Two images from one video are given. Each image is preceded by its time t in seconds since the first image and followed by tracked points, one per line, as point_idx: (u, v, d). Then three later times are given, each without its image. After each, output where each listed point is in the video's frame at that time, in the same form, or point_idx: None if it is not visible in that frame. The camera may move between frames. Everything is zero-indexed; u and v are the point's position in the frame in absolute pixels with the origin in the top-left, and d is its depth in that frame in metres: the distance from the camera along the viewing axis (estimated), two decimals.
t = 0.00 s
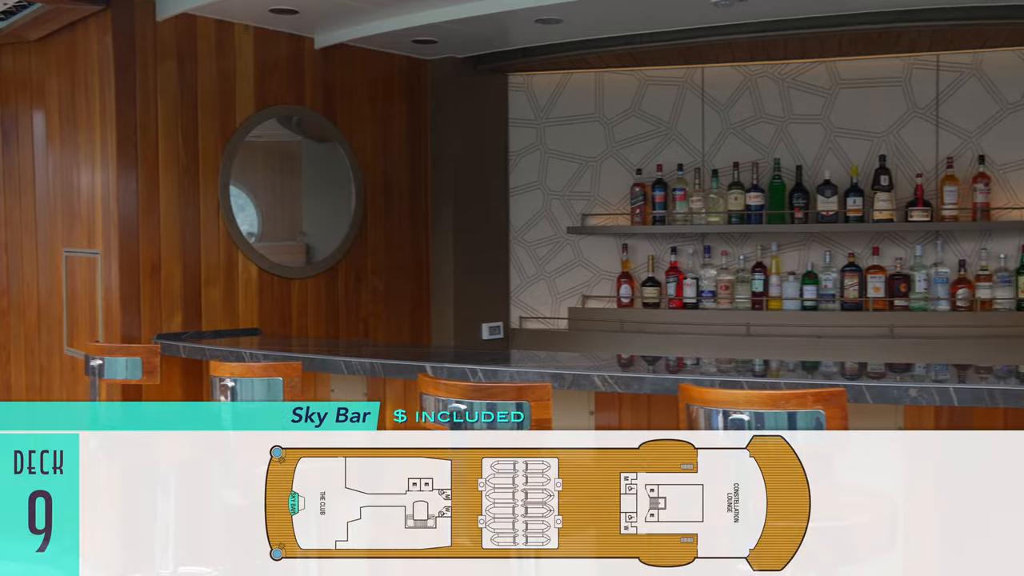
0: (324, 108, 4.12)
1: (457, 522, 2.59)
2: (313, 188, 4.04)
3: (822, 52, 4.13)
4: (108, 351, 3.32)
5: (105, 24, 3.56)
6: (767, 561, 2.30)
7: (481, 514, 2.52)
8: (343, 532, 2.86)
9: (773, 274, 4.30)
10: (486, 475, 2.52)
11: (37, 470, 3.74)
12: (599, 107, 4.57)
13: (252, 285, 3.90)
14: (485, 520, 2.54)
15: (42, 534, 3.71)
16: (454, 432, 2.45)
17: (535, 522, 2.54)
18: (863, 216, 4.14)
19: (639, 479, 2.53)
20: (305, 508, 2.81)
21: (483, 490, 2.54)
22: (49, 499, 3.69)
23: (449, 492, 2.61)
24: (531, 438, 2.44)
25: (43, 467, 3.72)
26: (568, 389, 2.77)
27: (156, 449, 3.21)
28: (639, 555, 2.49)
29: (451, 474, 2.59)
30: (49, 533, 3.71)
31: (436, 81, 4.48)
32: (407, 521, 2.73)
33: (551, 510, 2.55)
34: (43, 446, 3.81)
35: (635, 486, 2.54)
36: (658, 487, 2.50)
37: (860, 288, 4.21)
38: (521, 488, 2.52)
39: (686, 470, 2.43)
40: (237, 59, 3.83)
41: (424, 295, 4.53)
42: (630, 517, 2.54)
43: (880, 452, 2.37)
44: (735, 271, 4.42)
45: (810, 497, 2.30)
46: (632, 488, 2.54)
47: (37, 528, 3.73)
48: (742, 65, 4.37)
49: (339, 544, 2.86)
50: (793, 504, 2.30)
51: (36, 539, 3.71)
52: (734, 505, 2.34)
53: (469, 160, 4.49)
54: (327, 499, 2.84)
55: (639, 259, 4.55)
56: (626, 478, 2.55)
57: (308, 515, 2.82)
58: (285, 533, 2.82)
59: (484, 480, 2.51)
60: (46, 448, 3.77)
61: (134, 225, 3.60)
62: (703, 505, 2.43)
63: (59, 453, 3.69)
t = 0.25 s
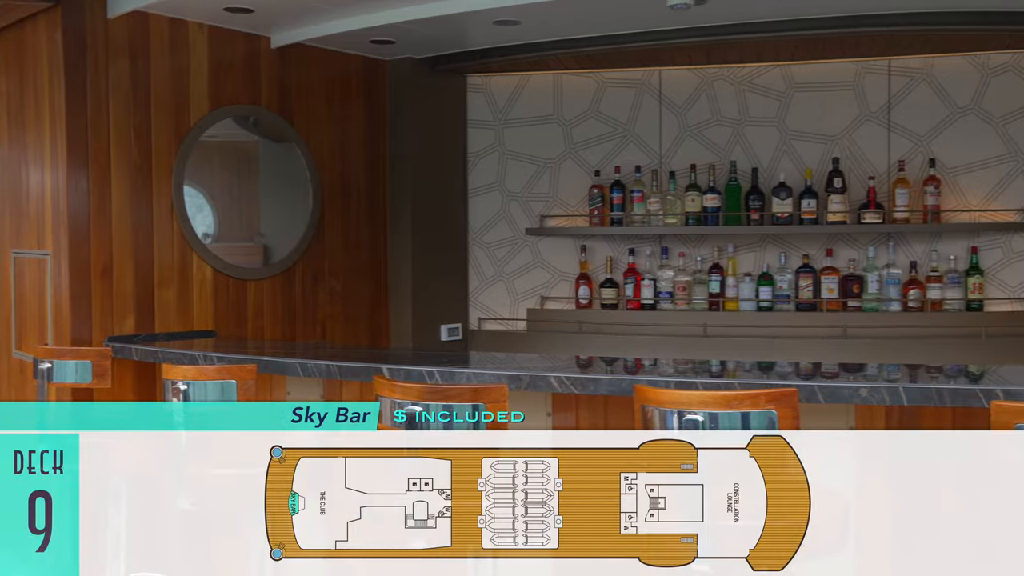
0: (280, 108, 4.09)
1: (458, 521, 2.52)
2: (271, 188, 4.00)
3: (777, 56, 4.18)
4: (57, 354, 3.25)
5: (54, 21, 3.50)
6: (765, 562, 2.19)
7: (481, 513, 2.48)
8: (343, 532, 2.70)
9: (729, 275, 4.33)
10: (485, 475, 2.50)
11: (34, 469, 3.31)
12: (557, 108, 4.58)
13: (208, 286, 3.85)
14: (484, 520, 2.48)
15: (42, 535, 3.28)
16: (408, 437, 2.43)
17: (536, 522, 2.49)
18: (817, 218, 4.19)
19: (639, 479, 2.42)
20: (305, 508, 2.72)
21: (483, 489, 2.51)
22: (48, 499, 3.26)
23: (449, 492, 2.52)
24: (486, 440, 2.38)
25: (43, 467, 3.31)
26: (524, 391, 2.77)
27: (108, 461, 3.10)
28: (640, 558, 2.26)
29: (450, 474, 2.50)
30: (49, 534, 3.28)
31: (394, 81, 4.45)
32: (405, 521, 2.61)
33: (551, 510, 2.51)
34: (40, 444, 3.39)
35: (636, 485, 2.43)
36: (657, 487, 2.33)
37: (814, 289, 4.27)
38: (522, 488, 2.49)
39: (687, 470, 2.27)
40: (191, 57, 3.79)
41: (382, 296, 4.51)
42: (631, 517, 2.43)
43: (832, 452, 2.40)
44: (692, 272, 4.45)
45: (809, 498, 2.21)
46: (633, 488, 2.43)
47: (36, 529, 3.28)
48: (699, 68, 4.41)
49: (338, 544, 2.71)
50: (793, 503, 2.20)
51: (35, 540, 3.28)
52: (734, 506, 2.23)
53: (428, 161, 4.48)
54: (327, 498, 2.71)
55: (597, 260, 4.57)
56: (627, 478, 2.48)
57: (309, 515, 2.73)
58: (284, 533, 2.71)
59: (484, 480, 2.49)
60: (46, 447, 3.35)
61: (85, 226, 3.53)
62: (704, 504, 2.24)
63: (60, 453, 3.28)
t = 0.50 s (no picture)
0: (236, 108, 4.04)
1: (459, 522, 2.46)
2: (228, 188, 3.95)
3: (734, 60, 4.22)
4: (6, 356, 3.26)
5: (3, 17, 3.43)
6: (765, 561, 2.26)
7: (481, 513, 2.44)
8: (343, 532, 2.50)
9: (688, 276, 4.36)
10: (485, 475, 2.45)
11: (34, 470, 3.16)
12: (517, 110, 4.59)
13: (162, 287, 3.79)
14: (484, 520, 2.44)
15: (42, 535, 3.12)
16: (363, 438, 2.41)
17: (536, 522, 2.44)
18: (774, 220, 4.24)
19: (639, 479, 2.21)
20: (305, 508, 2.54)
21: (483, 489, 2.45)
22: (48, 499, 3.13)
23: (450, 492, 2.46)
24: (443, 438, 2.41)
25: (42, 467, 3.15)
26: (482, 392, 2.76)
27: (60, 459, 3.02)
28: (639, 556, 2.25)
29: (450, 474, 2.45)
30: (50, 534, 3.12)
31: (353, 82, 4.43)
32: (406, 521, 2.47)
33: (551, 510, 2.44)
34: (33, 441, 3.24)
35: (635, 486, 2.22)
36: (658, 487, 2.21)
37: (771, 291, 4.31)
38: (521, 489, 2.43)
39: (686, 470, 2.18)
40: (146, 56, 3.73)
41: (340, 298, 4.48)
42: (630, 518, 2.24)
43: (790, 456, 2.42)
44: (651, 274, 4.47)
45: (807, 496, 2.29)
46: (632, 488, 2.23)
47: (36, 529, 3.12)
48: (657, 71, 4.43)
49: (338, 545, 2.51)
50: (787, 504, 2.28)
51: (36, 540, 3.12)
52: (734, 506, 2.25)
53: (387, 162, 4.46)
54: (327, 498, 2.50)
55: (557, 262, 4.58)
56: (626, 477, 2.25)
57: (309, 514, 2.54)
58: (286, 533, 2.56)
59: (484, 480, 2.44)
60: (41, 446, 3.19)
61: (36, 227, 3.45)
62: (704, 504, 2.23)
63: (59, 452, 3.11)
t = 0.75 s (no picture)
0: (193, 106, 3.99)
1: (458, 521, 2.42)
2: (185, 187, 3.91)
3: (693, 62, 4.25)
4: None
5: None
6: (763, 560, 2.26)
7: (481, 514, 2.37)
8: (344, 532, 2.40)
9: (647, 278, 4.39)
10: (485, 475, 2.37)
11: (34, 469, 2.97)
12: (477, 110, 4.58)
13: (117, 288, 3.73)
14: (485, 520, 2.37)
15: (42, 535, 2.88)
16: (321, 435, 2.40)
17: (536, 522, 2.36)
18: (732, 221, 4.28)
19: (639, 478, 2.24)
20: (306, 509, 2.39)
21: (483, 490, 2.39)
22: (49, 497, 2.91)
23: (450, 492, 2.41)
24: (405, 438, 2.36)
25: (42, 466, 2.95)
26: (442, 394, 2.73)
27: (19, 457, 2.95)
28: (636, 557, 2.26)
29: (451, 474, 2.40)
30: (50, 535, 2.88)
31: (312, 81, 4.39)
32: (406, 521, 2.42)
33: (552, 511, 2.35)
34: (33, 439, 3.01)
35: (635, 486, 2.25)
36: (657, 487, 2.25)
37: (729, 292, 4.35)
38: (521, 488, 2.35)
39: (686, 470, 2.22)
40: (99, 53, 3.66)
41: (299, 298, 4.45)
42: (630, 518, 2.25)
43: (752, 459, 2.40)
44: (611, 275, 4.49)
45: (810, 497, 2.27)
46: (633, 488, 2.25)
47: (35, 529, 2.89)
48: (617, 73, 4.45)
49: (338, 546, 2.40)
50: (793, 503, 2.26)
51: (36, 540, 2.88)
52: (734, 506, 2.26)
53: (346, 162, 4.43)
54: (328, 499, 2.38)
55: (518, 263, 4.59)
56: (626, 477, 2.25)
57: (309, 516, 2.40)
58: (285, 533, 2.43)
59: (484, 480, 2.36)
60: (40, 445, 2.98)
61: None
62: (703, 504, 2.25)
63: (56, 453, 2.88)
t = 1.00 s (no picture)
0: (149, 104, 3.93)
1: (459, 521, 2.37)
2: (142, 187, 3.86)
3: (653, 64, 4.28)
4: None
5: None
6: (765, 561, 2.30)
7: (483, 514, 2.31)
8: (343, 532, 2.39)
9: (607, 278, 4.40)
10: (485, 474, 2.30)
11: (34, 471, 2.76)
12: (438, 111, 4.57)
13: (70, 288, 3.65)
14: (485, 520, 2.31)
15: (41, 536, 2.75)
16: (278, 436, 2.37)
17: (535, 522, 2.24)
18: (691, 222, 4.30)
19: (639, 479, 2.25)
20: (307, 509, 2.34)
21: (483, 489, 2.34)
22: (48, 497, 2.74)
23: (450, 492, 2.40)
24: (364, 438, 2.37)
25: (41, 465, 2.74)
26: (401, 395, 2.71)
27: None
28: (636, 557, 2.26)
29: (451, 474, 2.40)
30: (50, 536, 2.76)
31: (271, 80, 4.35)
32: (406, 521, 2.41)
33: (552, 511, 2.23)
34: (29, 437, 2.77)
35: (635, 486, 2.25)
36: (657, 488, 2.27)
37: (689, 293, 4.38)
38: (522, 488, 2.25)
39: (686, 470, 2.27)
40: (53, 49, 3.59)
41: (257, 299, 4.41)
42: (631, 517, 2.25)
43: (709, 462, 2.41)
44: (572, 275, 4.50)
45: (809, 498, 2.28)
46: (632, 488, 2.26)
47: (36, 529, 2.75)
48: (578, 74, 4.46)
49: (338, 546, 2.39)
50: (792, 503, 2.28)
51: (35, 540, 2.75)
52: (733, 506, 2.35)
53: (306, 162, 4.39)
54: (329, 499, 2.35)
55: (478, 263, 4.59)
56: (626, 478, 2.25)
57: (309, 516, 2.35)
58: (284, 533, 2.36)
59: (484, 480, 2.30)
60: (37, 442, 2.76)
61: None
62: (703, 504, 2.33)
63: (55, 454, 2.69)
